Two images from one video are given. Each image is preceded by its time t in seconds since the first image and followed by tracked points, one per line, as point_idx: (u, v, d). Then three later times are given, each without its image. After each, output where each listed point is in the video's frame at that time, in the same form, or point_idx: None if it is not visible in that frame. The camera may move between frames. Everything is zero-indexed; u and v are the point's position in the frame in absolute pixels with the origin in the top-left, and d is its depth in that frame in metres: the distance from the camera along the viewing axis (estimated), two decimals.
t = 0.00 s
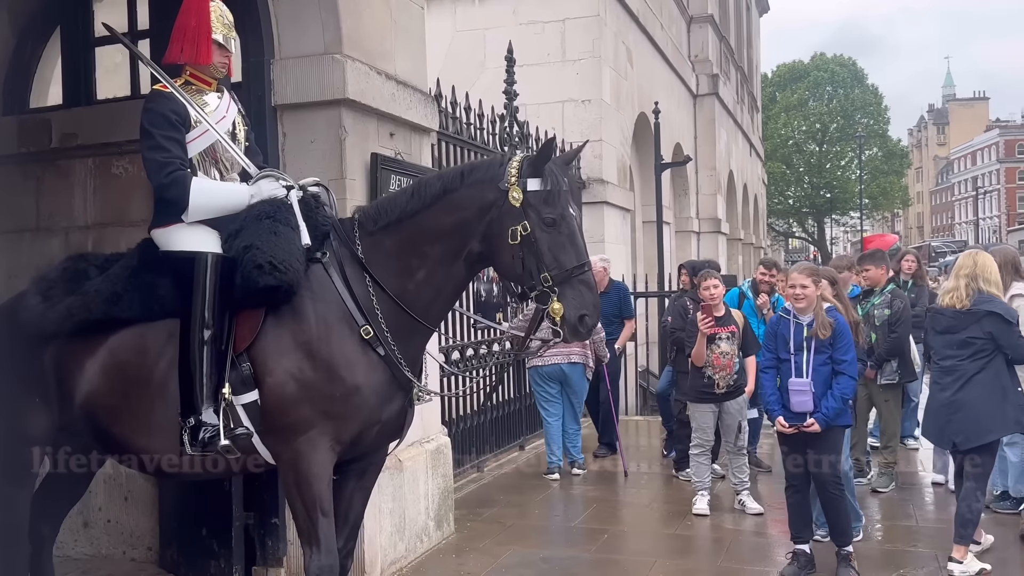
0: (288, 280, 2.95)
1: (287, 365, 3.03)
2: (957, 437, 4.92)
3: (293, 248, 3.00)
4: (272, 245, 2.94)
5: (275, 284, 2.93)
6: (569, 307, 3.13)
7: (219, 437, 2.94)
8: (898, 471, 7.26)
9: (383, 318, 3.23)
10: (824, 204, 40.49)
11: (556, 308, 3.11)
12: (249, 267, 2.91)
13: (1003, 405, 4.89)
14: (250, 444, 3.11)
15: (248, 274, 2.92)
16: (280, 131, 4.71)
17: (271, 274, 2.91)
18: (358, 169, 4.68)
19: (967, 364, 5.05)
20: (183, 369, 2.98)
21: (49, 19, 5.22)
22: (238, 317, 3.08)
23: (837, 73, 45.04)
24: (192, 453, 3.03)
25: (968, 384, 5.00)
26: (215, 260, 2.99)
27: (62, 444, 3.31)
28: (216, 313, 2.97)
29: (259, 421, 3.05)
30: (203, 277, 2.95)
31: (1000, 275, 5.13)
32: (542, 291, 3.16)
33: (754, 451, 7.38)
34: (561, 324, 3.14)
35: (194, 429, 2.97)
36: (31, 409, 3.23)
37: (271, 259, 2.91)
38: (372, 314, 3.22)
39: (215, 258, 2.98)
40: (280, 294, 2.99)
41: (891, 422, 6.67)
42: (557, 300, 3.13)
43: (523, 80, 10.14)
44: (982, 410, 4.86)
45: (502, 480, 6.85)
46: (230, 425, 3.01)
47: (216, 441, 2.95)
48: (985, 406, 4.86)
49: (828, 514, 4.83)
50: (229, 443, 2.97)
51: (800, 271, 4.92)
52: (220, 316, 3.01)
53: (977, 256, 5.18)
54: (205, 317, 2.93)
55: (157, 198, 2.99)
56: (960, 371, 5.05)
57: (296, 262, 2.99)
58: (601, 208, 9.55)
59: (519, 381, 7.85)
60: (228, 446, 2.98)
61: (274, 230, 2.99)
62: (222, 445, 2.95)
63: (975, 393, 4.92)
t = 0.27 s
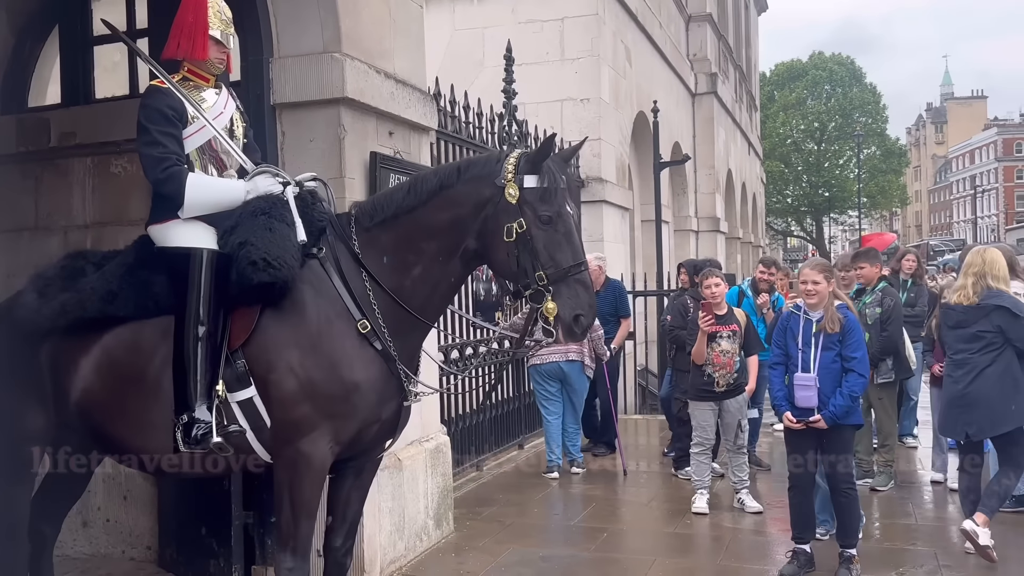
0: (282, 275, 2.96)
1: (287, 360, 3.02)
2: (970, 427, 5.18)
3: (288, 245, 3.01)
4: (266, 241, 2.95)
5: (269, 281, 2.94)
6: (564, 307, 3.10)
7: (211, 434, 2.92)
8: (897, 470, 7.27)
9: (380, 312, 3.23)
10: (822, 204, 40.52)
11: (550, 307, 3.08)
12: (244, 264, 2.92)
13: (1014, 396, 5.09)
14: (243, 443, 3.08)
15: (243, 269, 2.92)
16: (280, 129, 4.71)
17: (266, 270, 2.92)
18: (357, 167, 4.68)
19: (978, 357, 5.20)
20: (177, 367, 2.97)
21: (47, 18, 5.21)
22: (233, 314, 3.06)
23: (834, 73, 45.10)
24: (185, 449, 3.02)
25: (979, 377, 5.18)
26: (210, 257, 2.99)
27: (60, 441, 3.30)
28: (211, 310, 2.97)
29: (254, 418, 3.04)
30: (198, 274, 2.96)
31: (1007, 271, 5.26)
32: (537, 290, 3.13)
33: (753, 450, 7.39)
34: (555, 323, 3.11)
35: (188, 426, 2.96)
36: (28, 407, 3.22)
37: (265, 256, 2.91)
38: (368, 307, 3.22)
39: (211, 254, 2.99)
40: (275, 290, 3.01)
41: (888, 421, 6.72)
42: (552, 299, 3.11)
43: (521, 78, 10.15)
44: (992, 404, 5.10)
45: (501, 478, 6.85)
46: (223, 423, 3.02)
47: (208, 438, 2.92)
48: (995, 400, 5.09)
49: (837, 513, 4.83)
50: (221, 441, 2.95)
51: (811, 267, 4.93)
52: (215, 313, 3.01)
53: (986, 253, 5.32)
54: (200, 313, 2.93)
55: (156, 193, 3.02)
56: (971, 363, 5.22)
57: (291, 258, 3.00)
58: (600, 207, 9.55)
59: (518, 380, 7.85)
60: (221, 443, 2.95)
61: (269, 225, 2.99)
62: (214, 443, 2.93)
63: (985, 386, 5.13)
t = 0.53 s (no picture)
0: (271, 276, 2.92)
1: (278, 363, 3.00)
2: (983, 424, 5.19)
3: (278, 244, 2.97)
4: (256, 242, 2.91)
5: (258, 281, 2.90)
6: (557, 308, 3.07)
7: (199, 435, 2.90)
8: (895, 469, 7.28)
9: (372, 311, 3.20)
10: (820, 202, 40.55)
11: (542, 308, 3.05)
12: (233, 264, 2.89)
13: None
14: (233, 443, 3.07)
15: (232, 269, 2.89)
16: (277, 129, 4.71)
17: (254, 270, 2.88)
18: (355, 166, 4.67)
19: (994, 354, 5.26)
20: (168, 367, 2.98)
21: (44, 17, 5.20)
22: (224, 315, 3.05)
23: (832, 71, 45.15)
24: (174, 450, 3.01)
25: (994, 374, 5.23)
26: (201, 257, 2.98)
27: (55, 441, 3.30)
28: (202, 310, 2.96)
29: (246, 418, 3.03)
30: (189, 274, 2.95)
31: None
32: (530, 290, 3.10)
33: (751, 449, 7.39)
34: (548, 323, 3.08)
35: (176, 427, 2.95)
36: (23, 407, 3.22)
37: (254, 256, 2.88)
38: (360, 306, 3.19)
39: (201, 254, 2.98)
40: (264, 290, 2.97)
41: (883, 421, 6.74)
42: (544, 299, 3.08)
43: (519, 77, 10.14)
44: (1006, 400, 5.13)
45: (499, 478, 6.85)
46: (212, 423, 3.00)
47: (196, 440, 2.91)
48: (1009, 396, 5.13)
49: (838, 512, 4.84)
50: (207, 443, 2.95)
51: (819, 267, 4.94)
52: (205, 314, 3.01)
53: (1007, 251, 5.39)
54: (190, 313, 2.93)
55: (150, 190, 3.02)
56: (986, 360, 5.28)
57: (281, 258, 2.96)
58: (598, 206, 9.54)
59: (516, 379, 7.85)
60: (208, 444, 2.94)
61: (260, 225, 2.95)
62: (202, 444, 2.92)
63: (999, 382, 5.18)
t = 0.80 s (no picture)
0: (261, 275, 2.90)
1: (270, 364, 2.98)
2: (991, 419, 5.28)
3: (268, 243, 2.95)
4: (246, 241, 2.89)
5: (247, 281, 2.88)
6: (545, 305, 3.06)
7: (188, 436, 2.89)
8: (891, 469, 7.30)
9: (363, 311, 3.17)
10: (816, 202, 40.61)
11: (531, 304, 3.05)
12: (222, 264, 2.87)
13: None
14: (225, 444, 3.05)
15: (221, 269, 2.87)
16: (274, 128, 4.70)
17: (244, 270, 2.86)
18: (352, 165, 4.67)
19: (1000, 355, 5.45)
20: (159, 368, 2.97)
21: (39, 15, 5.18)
22: (216, 315, 3.05)
23: (828, 70, 45.22)
24: (163, 452, 2.99)
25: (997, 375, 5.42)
26: (192, 256, 2.98)
27: (48, 442, 3.29)
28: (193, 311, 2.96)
29: (238, 419, 3.02)
30: (180, 274, 2.94)
31: None
32: (517, 287, 3.09)
33: (747, 447, 7.40)
34: (536, 321, 3.07)
35: (166, 428, 2.93)
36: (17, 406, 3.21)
37: (243, 256, 2.86)
38: (351, 306, 3.16)
39: (192, 253, 2.97)
40: (254, 289, 2.97)
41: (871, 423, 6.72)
42: (532, 295, 3.07)
43: (516, 76, 10.14)
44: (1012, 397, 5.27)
45: (496, 477, 6.85)
46: (201, 424, 2.97)
47: (185, 441, 2.91)
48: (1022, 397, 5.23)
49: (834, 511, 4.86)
50: (197, 443, 2.92)
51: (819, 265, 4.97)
52: (197, 314, 3.00)
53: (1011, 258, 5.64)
54: (181, 314, 2.91)
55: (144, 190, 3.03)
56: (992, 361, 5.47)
57: (271, 257, 2.94)
58: (595, 205, 9.53)
59: (513, 378, 7.84)
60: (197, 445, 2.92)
61: (250, 224, 2.94)
62: (190, 445, 2.90)
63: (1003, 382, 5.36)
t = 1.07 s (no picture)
0: (248, 273, 2.87)
1: (260, 363, 2.96)
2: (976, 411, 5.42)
3: (256, 240, 2.92)
4: (234, 238, 2.87)
5: (235, 278, 2.86)
6: (535, 309, 3.08)
7: (173, 435, 2.85)
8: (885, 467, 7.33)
9: (354, 309, 3.15)
10: (810, 201, 40.71)
11: (521, 307, 3.06)
12: (209, 261, 2.85)
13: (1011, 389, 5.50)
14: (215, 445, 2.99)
15: (209, 267, 2.86)
16: (269, 125, 4.69)
17: (231, 268, 2.84)
18: (347, 163, 4.66)
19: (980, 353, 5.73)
20: (148, 366, 2.94)
21: (33, 12, 5.16)
22: (205, 313, 3.00)
23: (822, 70, 45.34)
24: (151, 450, 2.97)
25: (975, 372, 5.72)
26: (181, 253, 2.95)
27: (40, 440, 3.28)
28: (181, 309, 2.93)
29: (228, 419, 2.96)
30: (168, 272, 2.92)
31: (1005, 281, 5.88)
32: (508, 289, 3.10)
33: (742, 445, 7.41)
34: (527, 325, 3.09)
35: (153, 425, 2.92)
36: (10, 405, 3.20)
37: (230, 253, 2.84)
38: (341, 304, 3.14)
39: (181, 250, 2.95)
40: (242, 287, 2.94)
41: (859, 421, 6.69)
42: (522, 299, 3.08)
43: (511, 75, 10.14)
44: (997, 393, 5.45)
45: (492, 475, 6.85)
46: (188, 423, 2.92)
47: (170, 440, 2.86)
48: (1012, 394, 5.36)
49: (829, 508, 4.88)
50: (183, 443, 2.86)
51: (817, 263, 4.96)
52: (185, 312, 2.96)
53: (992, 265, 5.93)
54: (169, 312, 2.89)
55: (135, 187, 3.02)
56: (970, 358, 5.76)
57: (259, 255, 2.91)
58: (590, 204, 9.54)
59: (508, 376, 7.84)
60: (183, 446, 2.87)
61: (238, 221, 2.92)
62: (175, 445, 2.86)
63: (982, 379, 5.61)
